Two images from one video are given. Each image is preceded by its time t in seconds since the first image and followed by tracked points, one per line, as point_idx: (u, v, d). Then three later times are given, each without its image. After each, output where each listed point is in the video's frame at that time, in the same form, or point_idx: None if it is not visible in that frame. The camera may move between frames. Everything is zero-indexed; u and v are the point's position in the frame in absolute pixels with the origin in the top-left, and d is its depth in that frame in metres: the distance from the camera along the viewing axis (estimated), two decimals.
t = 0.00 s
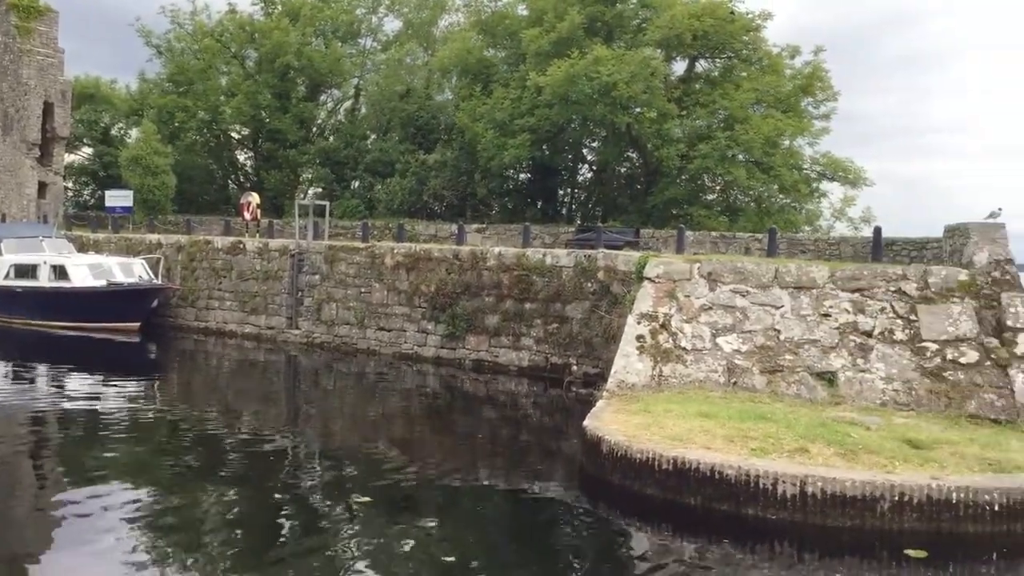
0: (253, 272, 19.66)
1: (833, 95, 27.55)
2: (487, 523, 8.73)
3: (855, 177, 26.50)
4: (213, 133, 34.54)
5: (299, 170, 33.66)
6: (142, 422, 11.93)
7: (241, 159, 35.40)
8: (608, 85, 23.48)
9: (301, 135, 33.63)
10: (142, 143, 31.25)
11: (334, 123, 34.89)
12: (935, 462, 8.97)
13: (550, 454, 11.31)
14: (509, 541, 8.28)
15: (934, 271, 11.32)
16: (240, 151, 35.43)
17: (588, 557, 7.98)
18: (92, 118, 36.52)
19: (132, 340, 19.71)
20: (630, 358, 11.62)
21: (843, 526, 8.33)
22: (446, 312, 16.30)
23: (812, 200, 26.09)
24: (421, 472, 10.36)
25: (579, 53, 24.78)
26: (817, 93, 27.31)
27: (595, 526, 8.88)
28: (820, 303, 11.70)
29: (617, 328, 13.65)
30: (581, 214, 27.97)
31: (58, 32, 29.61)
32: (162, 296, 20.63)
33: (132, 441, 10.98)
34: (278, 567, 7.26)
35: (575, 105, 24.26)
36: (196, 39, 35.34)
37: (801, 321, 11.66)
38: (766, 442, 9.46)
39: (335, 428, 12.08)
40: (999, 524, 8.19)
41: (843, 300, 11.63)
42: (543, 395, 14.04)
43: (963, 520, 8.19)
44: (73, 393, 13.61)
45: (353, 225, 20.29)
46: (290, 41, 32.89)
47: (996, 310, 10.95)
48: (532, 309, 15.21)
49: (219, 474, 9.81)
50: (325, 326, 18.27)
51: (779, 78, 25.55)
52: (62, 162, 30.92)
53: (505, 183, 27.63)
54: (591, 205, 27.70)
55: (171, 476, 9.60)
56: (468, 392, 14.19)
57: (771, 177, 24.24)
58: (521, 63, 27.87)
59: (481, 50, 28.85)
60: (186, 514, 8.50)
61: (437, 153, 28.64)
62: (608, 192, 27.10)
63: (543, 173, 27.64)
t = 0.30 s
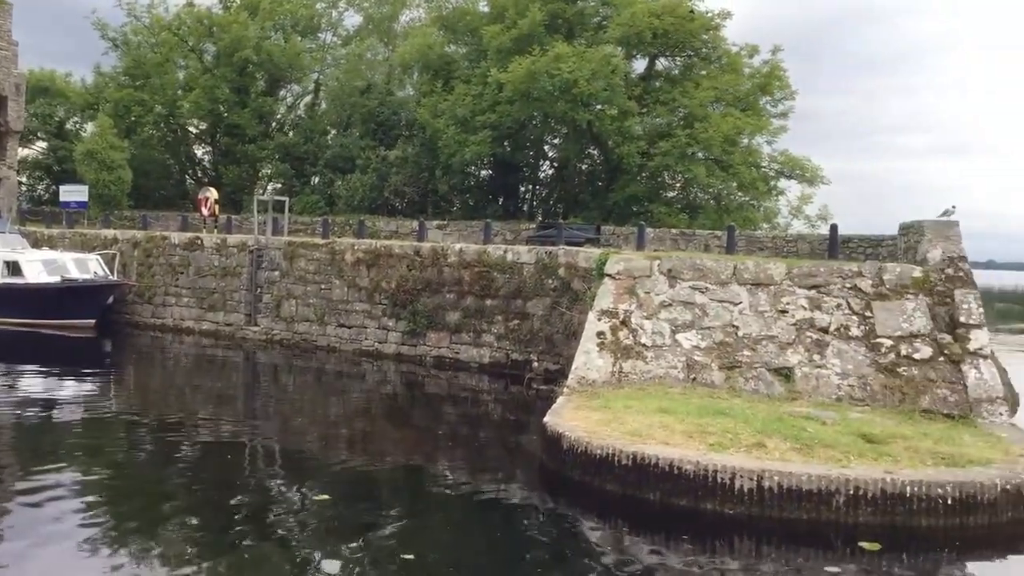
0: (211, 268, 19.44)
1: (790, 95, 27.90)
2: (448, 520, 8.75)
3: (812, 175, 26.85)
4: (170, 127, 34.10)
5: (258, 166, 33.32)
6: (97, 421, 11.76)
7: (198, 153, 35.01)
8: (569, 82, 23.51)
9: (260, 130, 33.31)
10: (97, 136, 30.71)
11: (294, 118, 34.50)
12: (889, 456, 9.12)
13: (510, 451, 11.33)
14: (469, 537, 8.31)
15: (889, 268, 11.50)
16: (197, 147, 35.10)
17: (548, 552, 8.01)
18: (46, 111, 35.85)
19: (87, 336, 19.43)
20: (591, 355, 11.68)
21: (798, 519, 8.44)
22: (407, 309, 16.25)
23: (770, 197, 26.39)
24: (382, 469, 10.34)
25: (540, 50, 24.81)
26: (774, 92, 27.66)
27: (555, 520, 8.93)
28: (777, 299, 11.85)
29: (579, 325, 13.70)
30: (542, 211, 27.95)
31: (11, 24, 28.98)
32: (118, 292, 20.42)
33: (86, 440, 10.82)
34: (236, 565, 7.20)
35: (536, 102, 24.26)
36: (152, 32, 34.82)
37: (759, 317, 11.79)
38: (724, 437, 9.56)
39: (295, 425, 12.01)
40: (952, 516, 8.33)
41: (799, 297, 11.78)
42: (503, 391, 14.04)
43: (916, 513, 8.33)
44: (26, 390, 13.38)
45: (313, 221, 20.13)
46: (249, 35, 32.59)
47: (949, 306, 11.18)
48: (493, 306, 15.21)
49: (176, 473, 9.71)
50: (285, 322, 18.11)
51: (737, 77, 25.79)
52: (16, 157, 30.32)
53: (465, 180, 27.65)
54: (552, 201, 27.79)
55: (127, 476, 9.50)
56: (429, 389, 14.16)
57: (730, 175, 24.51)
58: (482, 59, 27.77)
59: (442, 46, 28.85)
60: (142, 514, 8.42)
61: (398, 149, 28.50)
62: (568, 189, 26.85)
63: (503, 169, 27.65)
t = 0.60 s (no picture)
0: (170, 265, 19.22)
1: (751, 94, 28.20)
2: (411, 517, 8.73)
3: (773, 174, 27.10)
4: (130, 122, 33.64)
5: (220, 162, 32.89)
6: (53, 419, 11.57)
7: (158, 149, 34.60)
8: (533, 80, 23.47)
9: (221, 126, 32.97)
10: (55, 131, 30.14)
11: (256, 114, 34.07)
12: (848, 452, 9.23)
13: (473, 448, 11.32)
14: (432, 533, 8.29)
15: (848, 266, 11.63)
16: (157, 142, 34.62)
17: (511, 548, 8.02)
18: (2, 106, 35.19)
19: (44, 334, 19.15)
20: (554, 352, 11.69)
21: (758, 514, 8.52)
22: (370, 306, 16.18)
23: (732, 196, 26.58)
24: (343, 467, 10.29)
25: (504, 47, 24.74)
26: (736, 91, 27.90)
27: (517, 517, 8.94)
28: (738, 297, 11.95)
29: (543, 323, 13.72)
30: (505, 209, 27.84)
31: None
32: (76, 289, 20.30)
33: (41, 439, 10.64)
34: (196, 564, 7.12)
35: (500, 99, 24.20)
36: (111, 26, 34.29)
37: (720, 315, 11.88)
38: (685, 433, 9.62)
39: (256, 423, 11.90)
40: (909, 511, 8.45)
41: (760, 295, 11.89)
42: (467, 389, 14.04)
43: (874, 508, 8.44)
44: None
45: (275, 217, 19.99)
46: (209, 29, 32.19)
47: (906, 304, 11.34)
48: (457, 304, 15.19)
49: (135, 471, 9.58)
50: (246, 320, 17.96)
51: (699, 76, 25.92)
52: None
53: (429, 177, 27.58)
54: (516, 199, 27.70)
55: (85, 474, 9.35)
56: (392, 386, 14.11)
57: (692, 174, 24.71)
58: (445, 56, 27.64)
59: (405, 43, 28.89)
60: (100, 511, 8.30)
61: (361, 146, 28.31)
62: (531, 186, 27.00)
63: (467, 167, 27.79)
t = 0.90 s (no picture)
0: (136, 263, 19.02)
1: (719, 93, 28.17)
2: (380, 515, 8.70)
3: (741, 174, 27.24)
4: (95, 118, 33.25)
5: (186, 159, 32.58)
6: (15, 420, 11.40)
7: (123, 146, 34.22)
8: (504, 78, 23.41)
9: (188, 123, 32.69)
10: (18, 127, 29.71)
11: (223, 111, 33.97)
12: (814, 448, 9.32)
13: (443, 447, 11.30)
14: (401, 532, 8.27)
15: (814, 265, 11.77)
16: (123, 139, 34.26)
17: (480, 546, 8.01)
18: None
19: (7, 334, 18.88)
20: (523, 350, 11.70)
21: (726, 511, 8.58)
22: (339, 305, 16.12)
23: (701, 195, 26.68)
24: (312, 467, 10.24)
25: (473, 46, 24.71)
26: (705, 91, 27.95)
27: (487, 515, 8.94)
28: (706, 295, 12.03)
29: (512, 321, 13.71)
30: (475, 207, 27.80)
31: None
32: (40, 287, 19.97)
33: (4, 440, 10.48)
34: (162, 565, 7.06)
35: (469, 97, 24.16)
36: (76, 22, 33.86)
37: (689, 313, 11.94)
38: (654, 431, 9.67)
39: (223, 423, 11.81)
40: (875, 507, 8.54)
41: (728, 293, 11.97)
42: (436, 387, 14.02)
43: (840, 503, 8.52)
44: None
45: (243, 215, 19.87)
46: (176, 26, 31.94)
47: (871, 302, 11.49)
48: (427, 302, 15.16)
49: (101, 472, 9.47)
50: (213, 319, 17.82)
51: (668, 76, 26.01)
52: None
53: (399, 175, 27.49)
54: (485, 197, 27.56)
55: (49, 476, 9.23)
56: (361, 385, 14.06)
57: (661, 172, 24.83)
58: (415, 54, 27.56)
59: (374, 40, 28.52)
60: (65, 513, 8.19)
61: (330, 144, 28.19)
62: (501, 183, 26.69)
63: (438, 165, 27.67)
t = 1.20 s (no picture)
0: (107, 261, 18.83)
1: (693, 91, 28.20)
2: (355, 513, 8.68)
3: (715, 171, 27.32)
4: (65, 114, 32.85)
5: (158, 156, 32.30)
6: None
7: (94, 143, 33.83)
8: (478, 75, 23.48)
9: (160, 119, 32.42)
10: None
11: (195, 107, 33.68)
12: (786, 444, 9.39)
13: (417, 444, 11.28)
14: (376, 530, 8.25)
15: (787, 262, 11.87)
16: (93, 136, 33.88)
17: (455, 543, 8.02)
18: None
19: None
20: (498, 347, 11.70)
21: (699, 506, 8.63)
22: (313, 302, 16.05)
23: (675, 192, 26.74)
24: (286, 465, 10.18)
25: (447, 43, 24.66)
26: (679, 88, 27.82)
27: (462, 513, 8.92)
28: (680, 292, 12.09)
29: (486, 318, 13.69)
30: (449, 204, 27.79)
31: None
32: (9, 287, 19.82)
33: None
34: (134, 565, 7.01)
35: (443, 94, 24.11)
36: (45, 17, 33.46)
37: (663, 309, 11.99)
38: (628, 427, 9.70)
39: (197, 421, 11.73)
40: (846, 501, 8.61)
41: (702, 290, 12.04)
42: (411, 384, 13.99)
43: (811, 499, 8.59)
44: None
45: (215, 212, 19.74)
46: (147, 21, 31.70)
47: (843, 298, 11.62)
48: (401, 299, 15.13)
49: (72, 472, 9.37)
50: (186, 317, 17.68)
51: (641, 74, 26.06)
52: None
53: (373, 172, 27.39)
54: (460, 195, 27.54)
55: (19, 476, 9.11)
56: (336, 383, 14.00)
57: (635, 170, 24.89)
58: (389, 50, 27.48)
59: (348, 36, 28.36)
60: (36, 514, 8.10)
61: (303, 140, 28.05)
62: (475, 180, 26.75)
63: (413, 162, 27.61)
